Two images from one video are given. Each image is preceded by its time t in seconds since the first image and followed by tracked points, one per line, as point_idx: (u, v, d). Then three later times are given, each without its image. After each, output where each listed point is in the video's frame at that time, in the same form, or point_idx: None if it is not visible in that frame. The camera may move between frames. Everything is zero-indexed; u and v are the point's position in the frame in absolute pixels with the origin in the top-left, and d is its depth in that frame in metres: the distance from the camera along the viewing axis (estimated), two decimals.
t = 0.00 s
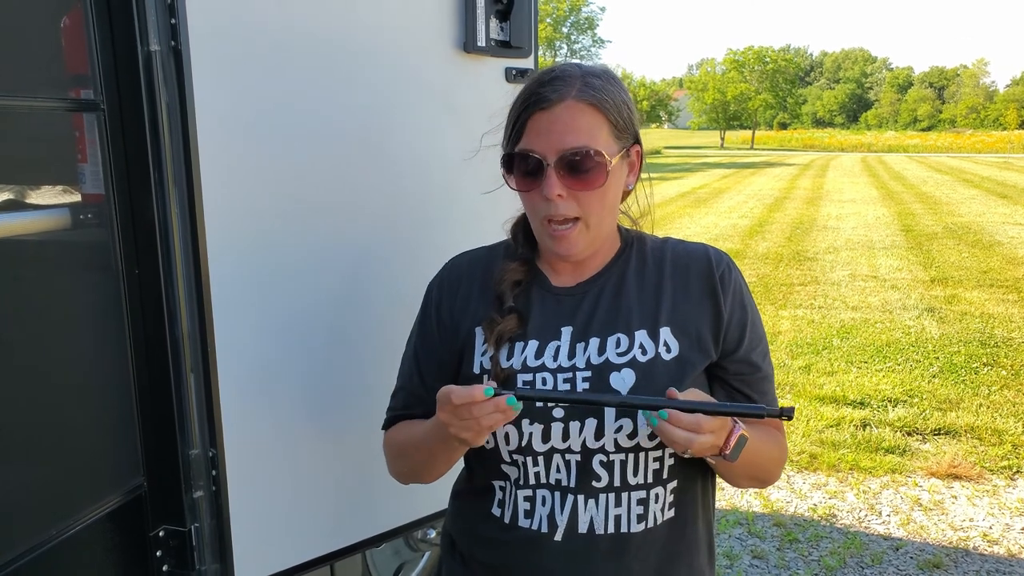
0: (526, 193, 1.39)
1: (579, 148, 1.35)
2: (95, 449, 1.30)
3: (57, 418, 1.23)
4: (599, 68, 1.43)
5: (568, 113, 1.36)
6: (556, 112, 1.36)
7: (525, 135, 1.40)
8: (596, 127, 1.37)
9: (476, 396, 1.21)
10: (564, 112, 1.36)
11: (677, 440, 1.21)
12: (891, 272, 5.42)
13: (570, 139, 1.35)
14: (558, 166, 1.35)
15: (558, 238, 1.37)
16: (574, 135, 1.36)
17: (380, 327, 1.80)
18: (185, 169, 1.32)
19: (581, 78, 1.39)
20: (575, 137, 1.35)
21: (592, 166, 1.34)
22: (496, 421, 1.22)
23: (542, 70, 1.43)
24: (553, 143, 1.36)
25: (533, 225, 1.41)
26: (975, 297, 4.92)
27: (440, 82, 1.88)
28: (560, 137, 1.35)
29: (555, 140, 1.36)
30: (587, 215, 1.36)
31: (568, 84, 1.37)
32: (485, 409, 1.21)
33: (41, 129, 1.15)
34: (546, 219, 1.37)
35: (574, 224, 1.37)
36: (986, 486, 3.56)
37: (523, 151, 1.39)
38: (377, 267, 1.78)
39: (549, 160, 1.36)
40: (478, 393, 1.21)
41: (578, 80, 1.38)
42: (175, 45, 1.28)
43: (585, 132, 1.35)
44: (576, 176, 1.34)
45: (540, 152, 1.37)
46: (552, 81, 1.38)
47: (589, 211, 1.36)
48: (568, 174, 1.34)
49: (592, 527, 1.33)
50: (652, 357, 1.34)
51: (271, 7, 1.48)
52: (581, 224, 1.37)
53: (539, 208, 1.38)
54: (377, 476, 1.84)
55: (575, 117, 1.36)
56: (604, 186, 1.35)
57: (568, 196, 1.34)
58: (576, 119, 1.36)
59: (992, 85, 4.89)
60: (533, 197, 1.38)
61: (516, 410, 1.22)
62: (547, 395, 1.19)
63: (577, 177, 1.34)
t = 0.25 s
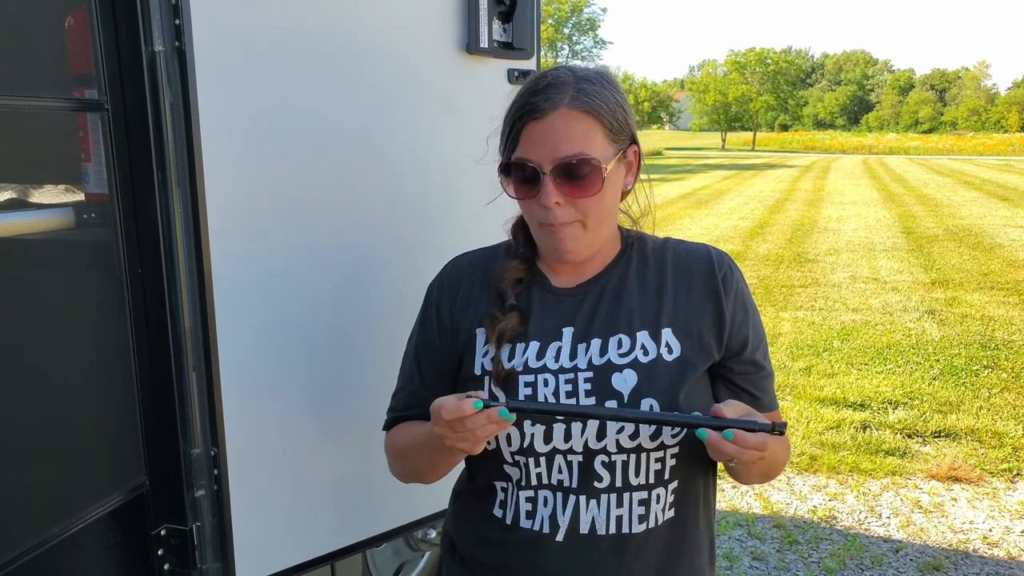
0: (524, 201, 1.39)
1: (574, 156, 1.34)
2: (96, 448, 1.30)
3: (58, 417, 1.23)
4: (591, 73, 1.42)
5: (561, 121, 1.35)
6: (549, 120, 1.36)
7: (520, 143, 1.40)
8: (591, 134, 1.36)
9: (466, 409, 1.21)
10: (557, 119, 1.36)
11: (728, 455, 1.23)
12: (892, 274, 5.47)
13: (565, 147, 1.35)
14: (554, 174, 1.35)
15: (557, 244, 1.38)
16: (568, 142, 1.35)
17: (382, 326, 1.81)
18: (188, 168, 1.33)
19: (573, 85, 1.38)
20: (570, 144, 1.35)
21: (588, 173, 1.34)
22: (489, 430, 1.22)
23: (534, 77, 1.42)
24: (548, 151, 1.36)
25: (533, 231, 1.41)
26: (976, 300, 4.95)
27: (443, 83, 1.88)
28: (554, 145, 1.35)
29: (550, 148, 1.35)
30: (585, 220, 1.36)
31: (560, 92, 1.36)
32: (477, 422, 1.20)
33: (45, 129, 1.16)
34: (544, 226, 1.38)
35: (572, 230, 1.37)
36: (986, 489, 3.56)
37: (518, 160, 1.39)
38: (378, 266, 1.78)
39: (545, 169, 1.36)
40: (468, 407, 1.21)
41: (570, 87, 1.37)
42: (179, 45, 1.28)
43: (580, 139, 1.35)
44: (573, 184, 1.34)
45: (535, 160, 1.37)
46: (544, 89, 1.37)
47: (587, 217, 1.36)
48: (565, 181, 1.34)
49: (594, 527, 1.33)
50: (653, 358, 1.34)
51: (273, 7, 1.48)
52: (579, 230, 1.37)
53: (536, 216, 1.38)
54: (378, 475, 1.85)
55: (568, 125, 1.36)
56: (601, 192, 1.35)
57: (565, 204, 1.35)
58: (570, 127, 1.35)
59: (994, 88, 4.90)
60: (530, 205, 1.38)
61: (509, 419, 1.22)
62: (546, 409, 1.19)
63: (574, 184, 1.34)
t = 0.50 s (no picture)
0: (527, 195, 1.39)
1: (577, 146, 1.35)
2: (96, 447, 1.30)
3: (59, 416, 1.23)
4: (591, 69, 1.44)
5: (562, 112, 1.37)
6: (551, 111, 1.37)
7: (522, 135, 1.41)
8: (591, 125, 1.37)
9: (468, 408, 1.20)
10: (559, 110, 1.37)
11: (748, 457, 1.24)
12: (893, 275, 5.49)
13: (567, 137, 1.36)
14: (557, 165, 1.36)
15: (561, 237, 1.37)
16: (570, 133, 1.36)
17: (382, 326, 1.81)
18: (189, 168, 1.33)
19: (573, 77, 1.39)
20: (571, 135, 1.36)
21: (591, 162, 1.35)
22: (494, 428, 1.22)
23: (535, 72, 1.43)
24: (550, 143, 1.36)
25: (535, 224, 1.41)
26: (977, 302, 4.83)
27: (444, 83, 1.88)
28: (557, 135, 1.36)
29: (552, 139, 1.36)
30: (587, 212, 1.36)
31: (560, 84, 1.38)
32: (479, 420, 1.20)
33: (47, 128, 1.16)
34: (546, 218, 1.37)
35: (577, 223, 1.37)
36: (986, 491, 3.55)
37: (520, 152, 1.39)
38: (379, 266, 1.78)
39: (548, 161, 1.36)
40: (470, 405, 1.20)
41: (571, 80, 1.38)
42: (180, 45, 1.28)
43: (581, 130, 1.36)
44: (575, 174, 1.35)
45: (537, 152, 1.38)
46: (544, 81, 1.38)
47: (589, 208, 1.36)
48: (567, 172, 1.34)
49: (595, 525, 1.33)
50: (652, 355, 1.34)
51: (274, 7, 1.48)
52: (584, 221, 1.36)
53: (539, 208, 1.38)
54: (378, 475, 1.84)
55: (570, 116, 1.36)
56: (601, 183, 1.35)
57: (568, 194, 1.35)
58: (571, 118, 1.36)
59: (995, 90, 4.91)
60: (533, 197, 1.38)
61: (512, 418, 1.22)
62: (547, 407, 1.19)
63: (576, 176, 1.35)
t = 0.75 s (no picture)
0: (539, 172, 1.37)
1: (598, 130, 1.36)
2: (94, 447, 1.29)
3: (59, 416, 1.23)
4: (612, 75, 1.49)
5: (588, 98, 1.38)
6: (577, 96, 1.38)
7: (540, 116, 1.40)
8: (613, 117, 1.39)
9: (465, 401, 1.18)
10: (584, 96, 1.39)
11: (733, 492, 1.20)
12: (892, 277, 5.44)
13: (589, 122, 1.36)
14: (576, 146, 1.35)
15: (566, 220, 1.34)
16: (591, 119, 1.37)
17: (382, 326, 1.80)
18: (190, 168, 1.33)
19: (599, 74, 1.43)
20: (593, 121, 1.37)
21: (609, 149, 1.35)
22: (488, 423, 1.19)
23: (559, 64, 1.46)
24: (571, 125, 1.37)
25: (539, 205, 1.38)
26: (974, 303, 4.91)
27: (445, 84, 1.88)
28: (580, 118, 1.37)
29: (574, 121, 1.37)
30: (597, 199, 1.35)
31: (588, 74, 1.41)
32: (473, 415, 1.17)
33: (47, 127, 1.15)
34: (556, 198, 1.35)
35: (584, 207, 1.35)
36: (984, 492, 3.53)
37: (537, 129, 1.38)
38: (380, 266, 1.78)
39: (567, 140, 1.36)
40: (467, 399, 1.18)
41: (597, 74, 1.42)
42: (181, 44, 1.28)
43: (604, 118, 1.37)
44: (591, 158, 1.35)
45: (556, 130, 1.37)
46: (572, 70, 1.41)
47: (599, 195, 1.35)
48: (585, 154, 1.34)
49: (594, 528, 1.33)
50: (646, 358, 1.33)
51: (273, 6, 1.47)
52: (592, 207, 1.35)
53: (549, 187, 1.36)
54: (377, 476, 1.84)
55: (594, 103, 1.38)
56: (615, 172, 1.36)
57: (582, 176, 1.34)
58: (595, 105, 1.38)
59: (993, 92, 4.90)
60: (545, 175, 1.36)
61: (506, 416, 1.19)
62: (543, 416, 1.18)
63: (592, 160, 1.35)
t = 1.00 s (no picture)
0: (542, 168, 1.36)
1: (603, 130, 1.36)
2: (94, 447, 1.29)
3: (59, 416, 1.23)
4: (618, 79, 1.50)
5: (596, 98, 1.39)
6: (584, 95, 1.39)
7: (546, 112, 1.40)
8: (619, 119, 1.40)
9: (459, 405, 1.18)
10: (592, 96, 1.39)
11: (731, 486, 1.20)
12: (891, 277, 5.45)
13: (596, 121, 1.37)
14: (581, 145, 1.35)
15: (567, 217, 1.34)
16: (597, 119, 1.37)
17: (382, 326, 1.80)
18: (189, 168, 1.33)
19: (607, 77, 1.44)
20: (600, 121, 1.37)
21: (614, 150, 1.36)
22: (481, 427, 1.20)
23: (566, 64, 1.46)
24: (578, 123, 1.37)
25: (540, 201, 1.37)
26: (974, 303, 4.90)
27: (444, 84, 1.88)
28: (587, 116, 1.37)
29: (581, 119, 1.37)
30: (599, 198, 1.35)
31: (597, 75, 1.41)
32: (466, 418, 1.18)
33: (47, 127, 1.15)
34: (558, 195, 1.35)
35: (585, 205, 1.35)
36: (984, 491, 3.53)
37: (543, 125, 1.38)
38: (380, 266, 1.78)
39: (573, 137, 1.36)
40: (461, 402, 1.18)
41: (605, 76, 1.42)
42: (181, 44, 1.29)
43: (611, 119, 1.38)
44: (596, 157, 1.35)
45: (563, 128, 1.37)
46: (580, 69, 1.41)
47: (601, 195, 1.35)
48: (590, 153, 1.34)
49: (590, 530, 1.33)
50: (640, 359, 1.32)
51: (273, 6, 1.47)
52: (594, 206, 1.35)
53: (552, 182, 1.35)
54: (377, 477, 1.84)
55: (601, 103, 1.39)
56: (619, 173, 1.36)
57: (587, 174, 1.34)
58: (603, 105, 1.39)
59: (993, 92, 5.02)
60: (548, 171, 1.35)
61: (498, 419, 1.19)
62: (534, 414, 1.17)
63: (597, 159, 1.35)
